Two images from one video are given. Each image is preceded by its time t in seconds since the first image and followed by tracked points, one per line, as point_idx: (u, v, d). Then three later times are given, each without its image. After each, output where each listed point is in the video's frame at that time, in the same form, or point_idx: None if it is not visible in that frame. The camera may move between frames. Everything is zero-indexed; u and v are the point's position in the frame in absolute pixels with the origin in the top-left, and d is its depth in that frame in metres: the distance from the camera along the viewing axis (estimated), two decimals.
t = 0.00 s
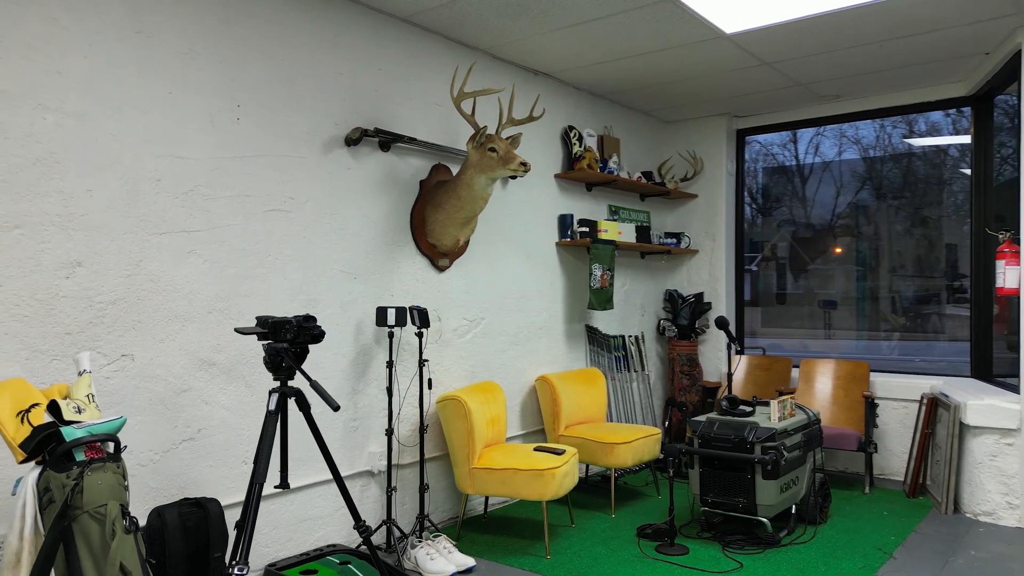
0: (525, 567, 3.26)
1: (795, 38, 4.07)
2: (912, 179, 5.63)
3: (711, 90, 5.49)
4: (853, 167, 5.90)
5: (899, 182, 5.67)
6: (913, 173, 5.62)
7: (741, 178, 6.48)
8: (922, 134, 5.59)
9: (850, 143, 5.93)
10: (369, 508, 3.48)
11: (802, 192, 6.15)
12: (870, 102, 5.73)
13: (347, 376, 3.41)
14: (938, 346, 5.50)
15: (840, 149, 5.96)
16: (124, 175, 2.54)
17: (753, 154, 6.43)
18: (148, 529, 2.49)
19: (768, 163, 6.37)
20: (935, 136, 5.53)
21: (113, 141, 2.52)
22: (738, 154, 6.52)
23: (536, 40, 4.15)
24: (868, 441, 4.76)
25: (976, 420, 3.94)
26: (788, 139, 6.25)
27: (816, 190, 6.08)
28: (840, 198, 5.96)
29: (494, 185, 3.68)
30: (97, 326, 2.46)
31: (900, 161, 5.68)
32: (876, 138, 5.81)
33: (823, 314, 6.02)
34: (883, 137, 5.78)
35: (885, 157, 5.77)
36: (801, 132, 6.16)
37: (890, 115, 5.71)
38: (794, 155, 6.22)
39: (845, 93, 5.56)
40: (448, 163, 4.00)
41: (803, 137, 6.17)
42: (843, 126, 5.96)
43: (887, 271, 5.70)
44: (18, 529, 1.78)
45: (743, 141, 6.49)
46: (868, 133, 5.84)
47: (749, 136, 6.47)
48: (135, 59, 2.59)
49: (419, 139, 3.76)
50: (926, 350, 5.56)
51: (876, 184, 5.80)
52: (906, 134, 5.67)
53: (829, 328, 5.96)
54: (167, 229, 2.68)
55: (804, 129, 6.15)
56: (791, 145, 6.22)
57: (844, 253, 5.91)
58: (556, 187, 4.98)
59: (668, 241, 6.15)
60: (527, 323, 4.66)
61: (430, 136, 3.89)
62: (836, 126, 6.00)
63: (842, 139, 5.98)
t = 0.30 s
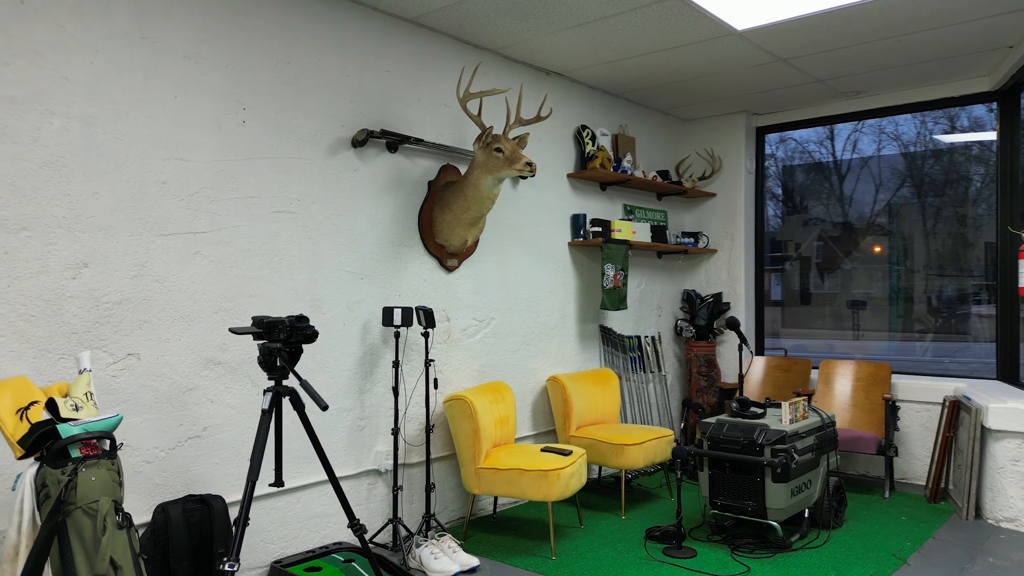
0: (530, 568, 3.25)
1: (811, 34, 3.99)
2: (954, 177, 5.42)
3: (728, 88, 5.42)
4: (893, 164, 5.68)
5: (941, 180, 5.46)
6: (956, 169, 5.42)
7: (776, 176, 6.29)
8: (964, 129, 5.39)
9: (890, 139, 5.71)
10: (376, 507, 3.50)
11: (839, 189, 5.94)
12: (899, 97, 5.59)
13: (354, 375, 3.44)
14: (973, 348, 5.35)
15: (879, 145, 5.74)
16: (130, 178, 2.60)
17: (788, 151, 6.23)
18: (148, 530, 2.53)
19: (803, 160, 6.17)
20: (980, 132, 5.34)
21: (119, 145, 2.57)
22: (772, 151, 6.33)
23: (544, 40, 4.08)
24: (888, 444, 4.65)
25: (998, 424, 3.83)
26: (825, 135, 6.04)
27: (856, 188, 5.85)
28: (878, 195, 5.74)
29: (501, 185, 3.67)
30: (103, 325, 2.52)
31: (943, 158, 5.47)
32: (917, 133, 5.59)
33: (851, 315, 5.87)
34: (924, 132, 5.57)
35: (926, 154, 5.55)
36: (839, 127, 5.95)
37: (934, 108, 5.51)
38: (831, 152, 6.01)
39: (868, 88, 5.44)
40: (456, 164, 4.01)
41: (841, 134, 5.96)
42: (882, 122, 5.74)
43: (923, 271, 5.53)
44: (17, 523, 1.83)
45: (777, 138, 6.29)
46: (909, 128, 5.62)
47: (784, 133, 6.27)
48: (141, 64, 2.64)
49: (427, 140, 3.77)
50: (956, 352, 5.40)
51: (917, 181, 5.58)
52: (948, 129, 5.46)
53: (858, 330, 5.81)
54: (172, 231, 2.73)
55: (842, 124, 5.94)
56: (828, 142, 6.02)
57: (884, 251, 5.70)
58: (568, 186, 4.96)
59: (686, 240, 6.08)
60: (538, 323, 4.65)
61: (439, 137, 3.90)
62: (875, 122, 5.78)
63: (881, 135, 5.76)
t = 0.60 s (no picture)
0: (532, 569, 3.25)
1: (824, 30, 3.91)
2: (996, 174, 5.23)
3: (743, 86, 5.34)
4: (931, 162, 5.49)
5: (982, 178, 5.27)
6: (997, 167, 5.23)
7: (810, 174, 6.09)
8: (1005, 125, 5.20)
9: (928, 136, 5.52)
10: (381, 505, 3.52)
11: (875, 187, 5.74)
12: (925, 92, 5.45)
13: (359, 375, 3.46)
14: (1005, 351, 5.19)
15: (917, 142, 5.55)
16: (133, 181, 2.65)
17: (822, 149, 6.04)
18: (152, 525, 2.60)
19: (838, 158, 5.97)
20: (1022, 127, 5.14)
21: (122, 148, 2.63)
22: (806, 149, 6.12)
23: (549, 40, 4.05)
24: (905, 448, 4.55)
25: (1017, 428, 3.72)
26: (861, 132, 5.84)
27: (893, 185, 5.66)
28: (915, 194, 5.55)
29: (505, 185, 3.67)
30: (107, 325, 2.58)
31: (983, 155, 5.28)
32: (957, 129, 5.40)
33: (878, 317, 5.73)
34: (964, 127, 5.37)
35: (966, 150, 5.36)
36: (875, 123, 5.75)
37: (975, 102, 5.30)
38: (867, 150, 5.82)
39: (887, 84, 5.33)
40: (462, 164, 4.02)
41: (877, 130, 5.76)
42: (920, 118, 5.55)
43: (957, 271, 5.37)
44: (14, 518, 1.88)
45: (810, 136, 6.09)
46: (947, 124, 5.43)
47: (818, 129, 6.06)
48: (144, 69, 2.69)
49: (432, 141, 3.78)
50: (988, 354, 5.25)
51: (957, 178, 5.40)
52: (987, 125, 5.27)
53: (885, 331, 5.66)
54: (176, 232, 2.78)
55: (879, 120, 5.74)
56: (864, 139, 5.81)
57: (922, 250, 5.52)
58: (579, 186, 4.94)
59: (701, 240, 6.02)
60: (548, 323, 4.63)
61: (445, 138, 3.91)
62: (913, 117, 5.58)
63: (919, 131, 5.57)
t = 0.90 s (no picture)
0: (532, 569, 3.25)
1: (835, 25, 3.84)
2: None
3: (758, 84, 5.25)
4: (970, 158, 5.28)
5: None
6: None
7: (845, 172, 5.89)
8: None
9: (966, 131, 5.30)
10: (385, 504, 3.55)
11: (912, 185, 5.53)
12: (948, 86, 5.30)
13: (363, 375, 3.49)
14: None
15: (956, 138, 5.34)
16: (135, 183, 2.70)
17: (857, 146, 5.84)
18: (154, 522, 2.65)
19: (873, 155, 5.77)
20: None
21: (124, 151, 2.68)
22: (839, 147, 5.93)
23: (555, 40, 4.04)
24: (921, 452, 4.45)
25: None
26: (897, 129, 5.64)
27: (931, 183, 5.45)
28: (954, 191, 5.34)
29: (509, 185, 3.67)
30: (110, 325, 2.63)
31: None
32: (996, 124, 5.19)
33: (905, 318, 5.57)
34: (1003, 122, 5.16)
35: (1007, 146, 5.15)
36: (912, 119, 5.54)
37: (1014, 96, 5.10)
38: (903, 147, 5.60)
39: (906, 80, 5.20)
40: (468, 165, 4.02)
41: (914, 127, 5.55)
42: (958, 113, 5.34)
43: (991, 271, 5.19)
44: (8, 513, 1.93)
45: (844, 133, 5.90)
46: (987, 119, 5.22)
47: (852, 126, 5.87)
48: (147, 73, 2.74)
49: (436, 141, 3.80)
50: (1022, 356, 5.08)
51: (998, 174, 5.18)
52: None
53: (911, 332, 5.51)
54: (178, 234, 2.82)
55: (916, 116, 5.53)
56: (900, 136, 5.61)
57: (960, 250, 5.31)
58: (589, 186, 4.91)
59: (715, 239, 5.95)
60: (556, 323, 4.62)
61: (450, 138, 3.92)
62: (951, 113, 5.37)
63: (957, 127, 5.36)
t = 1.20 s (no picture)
0: (533, 570, 3.24)
1: (846, 19, 3.76)
2: None
3: (772, 81, 5.17)
4: (1011, 155, 5.07)
5: None
6: None
7: (880, 169, 5.68)
8: None
9: (1007, 127, 5.10)
10: (388, 503, 3.57)
11: (949, 183, 5.32)
12: (971, 81, 5.17)
13: (366, 374, 3.51)
14: None
15: (996, 134, 5.13)
16: (138, 185, 2.76)
17: (893, 143, 5.62)
18: (155, 517, 2.70)
19: (910, 152, 5.55)
20: None
21: (127, 154, 2.73)
22: (874, 144, 5.73)
23: (561, 39, 4.02)
24: (938, 455, 4.34)
25: None
26: (934, 125, 5.42)
27: (970, 180, 5.24)
28: (993, 189, 5.15)
29: (512, 185, 3.66)
30: (113, 324, 2.69)
31: None
32: None
33: (933, 319, 5.42)
34: None
35: None
36: (950, 114, 5.33)
37: None
38: (941, 143, 5.39)
39: (925, 75, 5.09)
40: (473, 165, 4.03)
41: (951, 123, 5.34)
42: (998, 108, 5.13)
43: None
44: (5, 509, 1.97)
45: (880, 129, 5.70)
46: None
47: (887, 122, 5.66)
48: (149, 77, 2.79)
49: (441, 142, 3.81)
50: None
51: None
52: None
53: (939, 333, 5.36)
54: (181, 235, 2.87)
55: (954, 111, 5.32)
56: (938, 133, 5.40)
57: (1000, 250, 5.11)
58: (598, 185, 4.88)
59: (730, 239, 5.88)
60: (565, 323, 4.60)
61: (455, 139, 3.93)
62: (990, 108, 5.16)
63: (996, 123, 5.15)
